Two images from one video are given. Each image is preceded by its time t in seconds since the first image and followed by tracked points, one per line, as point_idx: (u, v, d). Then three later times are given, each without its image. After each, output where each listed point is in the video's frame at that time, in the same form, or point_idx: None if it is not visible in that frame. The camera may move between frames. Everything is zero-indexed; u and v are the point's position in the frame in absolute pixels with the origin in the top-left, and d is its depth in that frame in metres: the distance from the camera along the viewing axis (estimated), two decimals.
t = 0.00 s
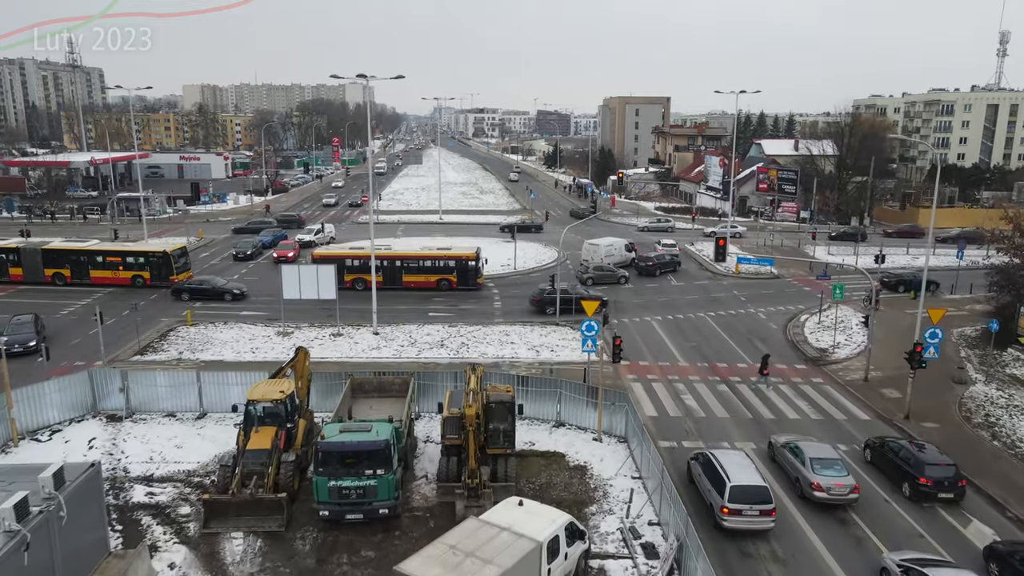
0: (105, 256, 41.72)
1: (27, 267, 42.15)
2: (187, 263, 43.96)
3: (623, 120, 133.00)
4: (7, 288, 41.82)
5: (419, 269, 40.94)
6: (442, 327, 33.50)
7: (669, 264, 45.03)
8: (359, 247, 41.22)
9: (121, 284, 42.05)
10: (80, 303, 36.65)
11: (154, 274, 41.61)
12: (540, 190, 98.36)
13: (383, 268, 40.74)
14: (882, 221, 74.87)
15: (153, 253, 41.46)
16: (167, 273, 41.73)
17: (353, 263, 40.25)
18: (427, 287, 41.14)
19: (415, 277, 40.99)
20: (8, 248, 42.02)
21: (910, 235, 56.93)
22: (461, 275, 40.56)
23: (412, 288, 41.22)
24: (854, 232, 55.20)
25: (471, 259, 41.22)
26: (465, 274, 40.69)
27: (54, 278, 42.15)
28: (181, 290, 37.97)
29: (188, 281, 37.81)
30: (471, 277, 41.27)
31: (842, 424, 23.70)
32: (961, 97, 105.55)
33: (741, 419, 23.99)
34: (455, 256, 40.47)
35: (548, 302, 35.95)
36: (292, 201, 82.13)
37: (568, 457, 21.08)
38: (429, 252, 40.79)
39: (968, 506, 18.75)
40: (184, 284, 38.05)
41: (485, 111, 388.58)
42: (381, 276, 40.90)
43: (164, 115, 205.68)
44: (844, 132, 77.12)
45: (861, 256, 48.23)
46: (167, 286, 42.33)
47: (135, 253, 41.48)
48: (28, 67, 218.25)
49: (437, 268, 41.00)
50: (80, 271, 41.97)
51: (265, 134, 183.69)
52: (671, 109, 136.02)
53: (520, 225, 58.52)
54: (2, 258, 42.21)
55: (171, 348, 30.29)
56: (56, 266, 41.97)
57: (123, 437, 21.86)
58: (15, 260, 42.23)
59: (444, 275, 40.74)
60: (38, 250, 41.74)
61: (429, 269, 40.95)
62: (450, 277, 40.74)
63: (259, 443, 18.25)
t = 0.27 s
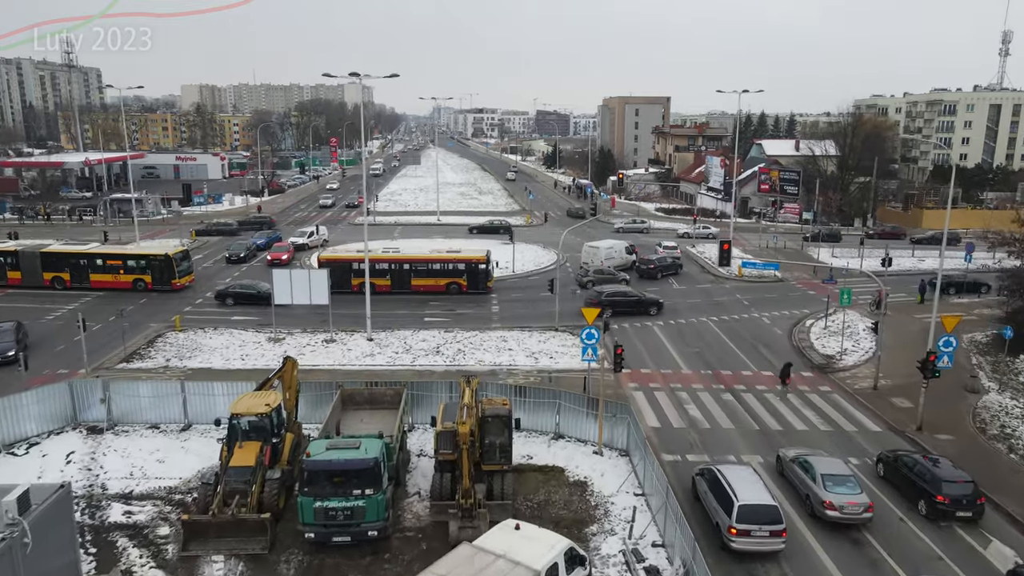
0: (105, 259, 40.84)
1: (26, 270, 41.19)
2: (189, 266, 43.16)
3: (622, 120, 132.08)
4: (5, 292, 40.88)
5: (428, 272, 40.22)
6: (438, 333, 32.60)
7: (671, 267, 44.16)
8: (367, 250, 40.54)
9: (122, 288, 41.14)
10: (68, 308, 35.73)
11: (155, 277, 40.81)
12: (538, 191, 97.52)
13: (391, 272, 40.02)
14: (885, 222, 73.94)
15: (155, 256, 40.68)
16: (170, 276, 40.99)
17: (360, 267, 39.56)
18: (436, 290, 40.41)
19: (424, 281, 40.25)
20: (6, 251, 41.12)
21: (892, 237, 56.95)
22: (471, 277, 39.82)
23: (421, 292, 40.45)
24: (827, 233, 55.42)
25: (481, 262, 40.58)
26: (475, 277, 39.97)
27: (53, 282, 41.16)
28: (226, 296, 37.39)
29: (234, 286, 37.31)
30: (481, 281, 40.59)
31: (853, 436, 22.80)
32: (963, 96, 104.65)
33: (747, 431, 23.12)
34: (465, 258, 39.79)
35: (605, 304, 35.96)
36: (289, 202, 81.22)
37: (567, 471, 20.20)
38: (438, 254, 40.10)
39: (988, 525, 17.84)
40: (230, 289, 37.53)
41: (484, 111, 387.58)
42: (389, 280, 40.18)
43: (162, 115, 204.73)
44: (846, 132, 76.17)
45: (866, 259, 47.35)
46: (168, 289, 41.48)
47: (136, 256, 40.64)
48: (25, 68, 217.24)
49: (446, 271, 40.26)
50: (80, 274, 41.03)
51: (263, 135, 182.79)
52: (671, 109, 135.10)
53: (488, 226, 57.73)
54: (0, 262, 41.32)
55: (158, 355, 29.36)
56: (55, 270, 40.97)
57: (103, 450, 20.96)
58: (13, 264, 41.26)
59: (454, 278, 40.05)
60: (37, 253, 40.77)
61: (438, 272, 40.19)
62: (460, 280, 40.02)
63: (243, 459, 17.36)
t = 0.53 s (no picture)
0: (105, 263, 39.98)
1: (24, 274, 40.14)
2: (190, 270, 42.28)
3: (622, 120, 131.29)
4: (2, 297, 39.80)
5: (436, 276, 39.35)
6: (434, 339, 31.69)
7: (672, 269, 43.32)
8: (375, 253, 39.66)
9: (122, 292, 40.24)
10: (54, 313, 34.82)
11: (156, 281, 39.92)
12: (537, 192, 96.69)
13: (399, 275, 39.08)
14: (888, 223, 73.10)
15: (156, 260, 39.80)
16: (171, 280, 40.10)
17: (368, 270, 38.75)
18: (446, 294, 39.55)
19: (433, 284, 39.36)
20: (4, 255, 40.06)
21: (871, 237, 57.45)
22: (481, 281, 38.99)
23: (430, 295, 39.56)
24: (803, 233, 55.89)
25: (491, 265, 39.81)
26: (485, 280, 39.15)
27: (52, 286, 40.23)
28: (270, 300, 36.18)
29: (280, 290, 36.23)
30: (491, 284, 39.75)
31: (862, 448, 21.93)
32: (965, 96, 103.92)
33: (753, 443, 22.24)
34: (474, 261, 39.07)
35: (662, 307, 35.70)
36: (284, 203, 80.34)
37: (566, 487, 19.30)
38: (447, 257, 39.26)
39: (1007, 546, 16.97)
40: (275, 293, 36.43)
41: (483, 111, 386.70)
42: (397, 283, 39.24)
43: (159, 115, 203.83)
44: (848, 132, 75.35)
45: (870, 262, 46.50)
46: (169, 294, 40.53)
47: (137, 260, 39.76)
48: (22, 68, 216.33)
49: (455, 275, 39.45)
50: (79, 278, 40.13)
51: (261, 135, 181.94)
52: (671, 109, 134.27)
53: (454, 228, 57.80)
54: None
55: (144, 363, 28.40)
56: (54, 274, 40.05)
57: (80, 466, 20.04)
58: (9, 267, 40.21)
59: (463, 281, 39.23)
60: (35, 257, 39.84)
61: (447, 275, 39.35)
62: (470, 284, 39.21)
63: (223, 478, 16.45)
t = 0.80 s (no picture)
0: (105, 267, 38.93)
1: (21, 278, 39.37)
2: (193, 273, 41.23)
3: (622, 120, 130.44)
4: None
5: (445, 279, 38.63)
6: (428, 346, 30.77)
7: (673, 273, 42.46)
8: (382, 256, 38.93)
9: (122, 297, 39.23)
10: (39, 319, 33.92)
11: (156, 285, 38.88)
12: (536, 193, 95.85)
13: (407, 279, 38.32)
14: (891, 224, 72.16)
15: (156, 264, 38.71)
16: (171, 285, 39.03)
17: (375, 274, 38.01)
18: (454, 298, 38.82)
19: (441, 289, 38.63)
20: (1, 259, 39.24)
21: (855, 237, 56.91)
22: (491, 285, 38.26)
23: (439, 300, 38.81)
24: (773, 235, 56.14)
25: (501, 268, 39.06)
26: (495, 285, 38.45)
27: (49, 291, 39.31)
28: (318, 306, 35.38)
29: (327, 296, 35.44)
30: (501, 288, 39.02)
31: (874, 463, 21.03)
32: (967, 96, 103.04)
33: (759, 457, 21.35)
34: (484, 265, 38.38)
35: (719, 308, 35.39)
36: (280, 204, 79.45)
37: (564, 506, 18.38)
38: (455, 261, 38.52)
39: None
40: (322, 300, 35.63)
41: (482, 111, 385.87)
42: (404, 287, 38.48)
43: (157, 115, 203.00)
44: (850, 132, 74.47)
45: (875, 265, 45.66)
46: (171, 299, 39.51)
47: (137, 264, 38.73)
48: (19, 68, 215.45)
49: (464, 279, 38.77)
50: (78, 282, 39.17)
51: (258, 135, 181.12)
52: (671, 109, 133.41)
53: (417, 229, 57.16)
54: None
55: (128, 372, 27.44)
56: (52, 278, 39.15)
57: (55, 483, 19.13)
58: (7, 272, 39.36)
59: (473, 285, 38.47)
60: (33, 261, 38.98)
61: (455, 280, 38.66)
62: (479, 288, 38.53)
63: (201, 500, 15.53)
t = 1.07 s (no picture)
0: (103, 270, 37.98)
1: (17, 282, 38.34)
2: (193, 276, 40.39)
3: (621, 120, 129.54)
4: None
5: (452, 283, 37.95)
6: (423, 353, 29.84)
7: (674, 276, 41.61)
8: (386, 260, 38.05)
9: (121, 301, 38.35)
10: (23, 324, 32.98)
11: (157, 290, 38.04)
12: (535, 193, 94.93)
13: (414, 283, 37.48)
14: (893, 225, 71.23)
15: (157, 267, 37.86)
16: (172, 289, 38.20)
17: (380, 278, 37.03)
18: (462, 302, 38.10)
19: (448, 292, 37.93)
20: None
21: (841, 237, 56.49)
22: (500, 289, 37.65)
23: (445, 304, 38.06)
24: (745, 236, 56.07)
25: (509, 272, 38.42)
26: (504, 288, 37.77)
27: (47, 295, 38.33)
28: (367, 312, 34.82)
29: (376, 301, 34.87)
30: (510, 292, 38.36)
31: (885, 477, 20.14)
32: (969, 96, 102.19)
33: (765, 471, 20.44)
34: (492, 268, 37.67)
35: (777, 309, 35.05)
36: (276, 205, 78.48)
37: (562, 526, 17.45)
38: (463, 264, 37.85)
39: None
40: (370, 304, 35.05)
41: (481, 111, 384.88)
42: (412, 292, 37.66)
43: (153, 115, 201.93)
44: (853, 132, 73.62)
45: (880, 268, 44.82)
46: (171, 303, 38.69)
47: (137, 267, 37.83)
48: (15, 67, 214.24)
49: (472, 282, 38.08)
50: (75, 287, 38.23)
51: (256, 135, 180.08)
52: (671, 109, 132.52)
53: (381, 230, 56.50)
54: None
55: (111, 380, 26.46)
56: (49, 282, 38.18)
57: (27, 501, 18.20)
58: (3, 275, 38.38)
59: (481, 289, 37.84)
60: (29, 265, 37.94)
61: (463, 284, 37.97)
62: (488, 291, 37.86)
63: (176, 523, 14.60)
